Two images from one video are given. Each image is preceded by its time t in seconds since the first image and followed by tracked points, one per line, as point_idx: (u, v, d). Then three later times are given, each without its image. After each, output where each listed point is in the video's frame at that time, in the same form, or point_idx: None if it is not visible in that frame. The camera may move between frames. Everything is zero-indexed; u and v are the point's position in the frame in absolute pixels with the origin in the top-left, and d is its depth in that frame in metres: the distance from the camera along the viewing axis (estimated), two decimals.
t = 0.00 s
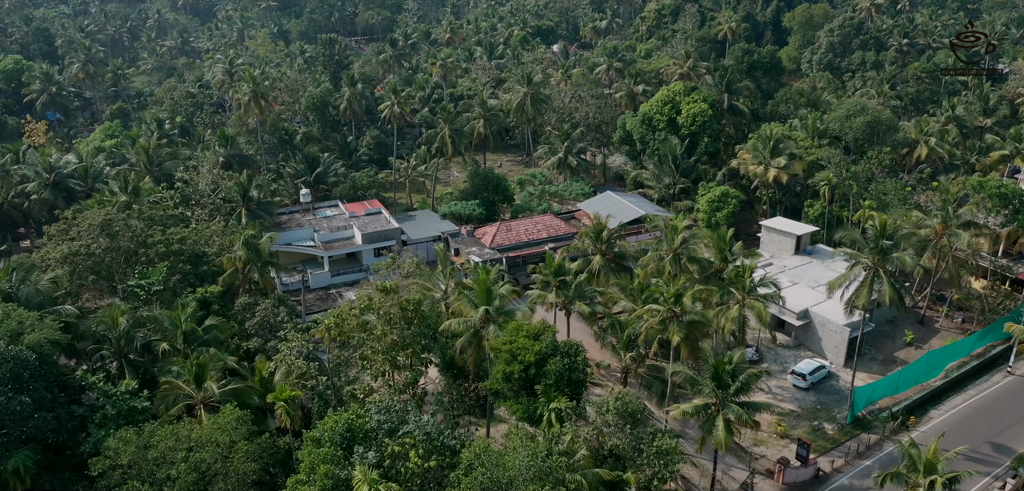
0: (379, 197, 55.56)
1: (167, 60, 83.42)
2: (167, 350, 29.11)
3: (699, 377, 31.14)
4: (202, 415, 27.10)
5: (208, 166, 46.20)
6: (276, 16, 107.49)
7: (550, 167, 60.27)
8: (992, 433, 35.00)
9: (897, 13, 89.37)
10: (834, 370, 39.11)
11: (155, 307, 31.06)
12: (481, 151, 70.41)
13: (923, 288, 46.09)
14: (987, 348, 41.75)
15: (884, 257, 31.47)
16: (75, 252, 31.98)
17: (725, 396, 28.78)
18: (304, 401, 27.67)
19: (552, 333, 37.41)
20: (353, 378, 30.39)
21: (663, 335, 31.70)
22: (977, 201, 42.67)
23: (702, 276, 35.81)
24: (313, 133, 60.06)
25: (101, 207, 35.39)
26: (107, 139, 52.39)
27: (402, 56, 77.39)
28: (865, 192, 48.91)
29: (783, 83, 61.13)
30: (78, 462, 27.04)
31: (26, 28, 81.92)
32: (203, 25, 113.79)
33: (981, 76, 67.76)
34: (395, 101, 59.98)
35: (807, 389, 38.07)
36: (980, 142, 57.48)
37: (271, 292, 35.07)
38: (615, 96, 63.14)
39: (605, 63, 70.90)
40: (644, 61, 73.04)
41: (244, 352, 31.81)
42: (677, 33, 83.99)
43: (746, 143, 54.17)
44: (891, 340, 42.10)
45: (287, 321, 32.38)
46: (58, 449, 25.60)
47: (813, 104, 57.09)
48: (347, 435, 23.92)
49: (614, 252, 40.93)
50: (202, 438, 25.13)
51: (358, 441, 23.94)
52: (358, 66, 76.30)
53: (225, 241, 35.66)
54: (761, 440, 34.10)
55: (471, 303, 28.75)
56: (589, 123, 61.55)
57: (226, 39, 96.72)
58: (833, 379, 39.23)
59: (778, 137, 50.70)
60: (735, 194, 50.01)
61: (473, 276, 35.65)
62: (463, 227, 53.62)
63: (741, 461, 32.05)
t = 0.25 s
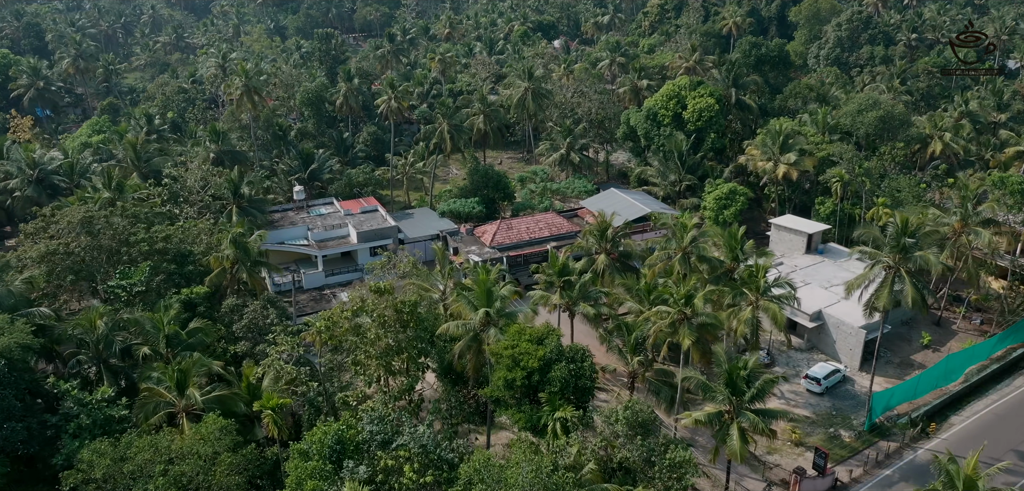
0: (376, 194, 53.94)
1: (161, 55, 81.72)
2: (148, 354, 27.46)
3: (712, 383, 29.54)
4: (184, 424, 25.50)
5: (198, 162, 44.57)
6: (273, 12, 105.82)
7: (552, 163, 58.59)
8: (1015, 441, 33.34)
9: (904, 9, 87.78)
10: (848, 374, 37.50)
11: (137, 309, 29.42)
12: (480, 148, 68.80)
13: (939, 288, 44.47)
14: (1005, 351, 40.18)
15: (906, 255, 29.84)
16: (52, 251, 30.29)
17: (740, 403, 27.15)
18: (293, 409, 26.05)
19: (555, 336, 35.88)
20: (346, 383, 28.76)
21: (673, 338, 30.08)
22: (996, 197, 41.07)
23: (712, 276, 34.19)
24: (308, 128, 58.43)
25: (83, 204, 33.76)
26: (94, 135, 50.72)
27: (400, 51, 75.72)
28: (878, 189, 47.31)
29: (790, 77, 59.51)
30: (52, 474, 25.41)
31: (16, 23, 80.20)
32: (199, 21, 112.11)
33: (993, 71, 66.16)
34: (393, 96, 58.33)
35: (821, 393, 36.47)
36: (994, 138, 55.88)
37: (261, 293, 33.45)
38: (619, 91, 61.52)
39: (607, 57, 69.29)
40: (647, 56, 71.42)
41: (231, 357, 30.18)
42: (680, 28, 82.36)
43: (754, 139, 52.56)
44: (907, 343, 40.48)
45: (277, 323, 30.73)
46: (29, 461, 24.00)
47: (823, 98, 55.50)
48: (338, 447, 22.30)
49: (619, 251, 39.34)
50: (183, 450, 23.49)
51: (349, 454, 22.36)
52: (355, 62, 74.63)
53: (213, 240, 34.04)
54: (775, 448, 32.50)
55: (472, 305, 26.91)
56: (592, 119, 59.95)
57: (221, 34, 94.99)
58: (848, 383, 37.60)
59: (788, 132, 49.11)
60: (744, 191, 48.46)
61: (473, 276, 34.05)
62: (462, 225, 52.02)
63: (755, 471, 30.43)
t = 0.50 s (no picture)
0: (372, 192, 52.39)
1: (154, 52, 80.08)
2: (127, 359, 25.90)
3: (724, 389, 28.02)
4: (165, 433, 23.99)
5: (187, 158, 43.00)
6: (269, 9, 104.19)
7: (553, 160, 57.02)
8: None
9: (911, 4, 86.22)
10: (863, 378, 35.97)
11: (117, 312, 27.84)
12: (480, 145, 67.28)
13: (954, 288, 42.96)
14: None
15: (930, 255, 28.29)
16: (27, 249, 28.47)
17: (755, 411, 25.64)
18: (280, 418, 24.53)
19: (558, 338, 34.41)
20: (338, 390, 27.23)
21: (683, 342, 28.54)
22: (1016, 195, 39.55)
23: (723, 276, 32.67)
24: (303, 125, 56.85)
25: (63, 201, 32.26)
26: (82, 131, 49.15)
27: (398, 47, 74.13)
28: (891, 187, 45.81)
29: (798, 72, 57.95)
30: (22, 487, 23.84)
31: (6, 19, 78.62)
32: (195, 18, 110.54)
33: (1004, 66, 64.59)
34: (390, 91, 56.77)
35: (835, 399, 34.94)
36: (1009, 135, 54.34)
37: (249, 294, 31.90)
38: (622, 86, 59.95)
39: (610, 53, 67.77)
40: (651, 51, 69.86)
41: (217, 361, 28.63)
42: (684, 23, 80.77)
43: (762, 135, 51.03)
44: (923, 345, 38.98)
45: (266, 326, 29.17)
46: None
47: (832, 93, 54.00)
48: (327, 461, 20.79)
49: (625, 251, 37.80)
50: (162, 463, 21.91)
51: (339, 468, 20.87)
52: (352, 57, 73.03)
53: (201, 238, 32.52)
54: (789, 456, 31.01)
55: (470, 307, 25.42)
56: (595, 115, 58.43)
57: (216, 30, 93.32)
58: (863, 387, 36.04)
59: (798, 128, 47.61)
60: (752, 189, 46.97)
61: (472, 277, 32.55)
62: (461, 224, 50.49)
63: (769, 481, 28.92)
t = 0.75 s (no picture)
0: (368, 189, 50.76)
1: (147, 47, 78.44)
2: (103, 364, 24.24)
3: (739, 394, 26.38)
4: (141, 444, 22.36)
5: (175, 153, 41.34)
6: (265, 5, 102.53)
7: (554, 157, 55.35)
8: None
9: None
10: (881, 382, 34.34)
11: (93, 313, 26.18)
12: (480, 141, 65.66)
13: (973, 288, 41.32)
14: None
15: (957, 252, 26.65)
16: None
17: (773, 419, 24.00)
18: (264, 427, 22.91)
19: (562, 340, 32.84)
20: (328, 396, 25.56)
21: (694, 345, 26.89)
22: None
23: (735, 275, 31.03)
24: (297, 119, 55.22)
25: (40, 196, 30.58)
26: (67, 125, 47.50)
27: (396, 41, 72.43)
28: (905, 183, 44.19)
29: (807, 65, 56.32)
30: None
31: None
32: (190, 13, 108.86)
33: (1017, 61, 62.97)
34: (386, 84, 55.10)
35: (852, 403, 33.30)
36: None
37: (236, 294, 30.25)
38: (625, 80, 58.33)
39: (612, 47, 66.16)
40: (654, 46, 68.23)
41: (200, 366, 27.01)
42: (687, 17, 79.13)
43: (771, 129, 49.40)
44: (942, 347, 37.33)
45: (252, 328, 27.51)
46: None
47: (843, 87, 52.39)
48: (313, 475, 19.18)
49: (631, 249, 36.18)
50: (134, 477, 20.27)
51: (325, 483, 19.52)
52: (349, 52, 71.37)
53: (185, 236, 30.85)
54: (806, 465, 29.37)
55: (469, 308, 23.78)
56: (597, 110, 56.82)
57: (211, 26, 91.63)
58: (881, 392, 34.40)
59: (809, 122, 46.01)
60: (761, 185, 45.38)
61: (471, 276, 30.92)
62: (460, 221, 48.87)
63: None
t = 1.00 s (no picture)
0: (364, 186, 49.13)
1: (139, 41, 76.78)
2: (74, 371, 22.59)
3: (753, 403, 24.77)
4: (112, 459, 20.71)
5: (161, 148, 39.71)
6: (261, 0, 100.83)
7: (556, 153, 53.69)
8: None
9: None
10: (899, 388, 32.72)
11: (66, 317, 24.52)
12: (479, 138, 64.04)
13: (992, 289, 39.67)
14: None
15: (986, 252, 25.00)
16: None
17: (792, 432, 22.38)
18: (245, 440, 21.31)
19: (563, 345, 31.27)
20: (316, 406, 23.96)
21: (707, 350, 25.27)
22: None
23: (748, 276, 29.47)
24: (291, 115, 53.59)
25: (13, 192, 28.93)
26: (51, 120, 45.87)
27: (393, 36, 70.73)
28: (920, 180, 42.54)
29: (816, 59, 54.65)
30: None
31: None
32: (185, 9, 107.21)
33: None
34: (382, 78, 53.41)
35: (869, 411, 31.69)
36: None
37: (220, 296, 28.64)
38: (629, 75, 56.67)
39: (615, 41, 64.54)
40: (658, 40, 66.54)
41: (181, 372, 25.39)
42: (692, 12, 77.43)
43: (780, 125, 47.77)
44: (961, 351, 35.71)
45: (236, 333, 25.92)
46: None
47: (854, 81, 50.77)
48: None
49: (637, 248, 34.68)
50: None
51: None
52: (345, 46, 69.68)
53: (167, 234, 29.24)
54: (823, 478, 27.76)
55: (466, 311, 22.11)
56: (600, 106, 55.16)
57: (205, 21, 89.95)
58: (899, 398, 32.79)
59: (820, 117, 44.39)
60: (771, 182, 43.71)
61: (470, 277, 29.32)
62: (458, 220, 47.26)
63: None
